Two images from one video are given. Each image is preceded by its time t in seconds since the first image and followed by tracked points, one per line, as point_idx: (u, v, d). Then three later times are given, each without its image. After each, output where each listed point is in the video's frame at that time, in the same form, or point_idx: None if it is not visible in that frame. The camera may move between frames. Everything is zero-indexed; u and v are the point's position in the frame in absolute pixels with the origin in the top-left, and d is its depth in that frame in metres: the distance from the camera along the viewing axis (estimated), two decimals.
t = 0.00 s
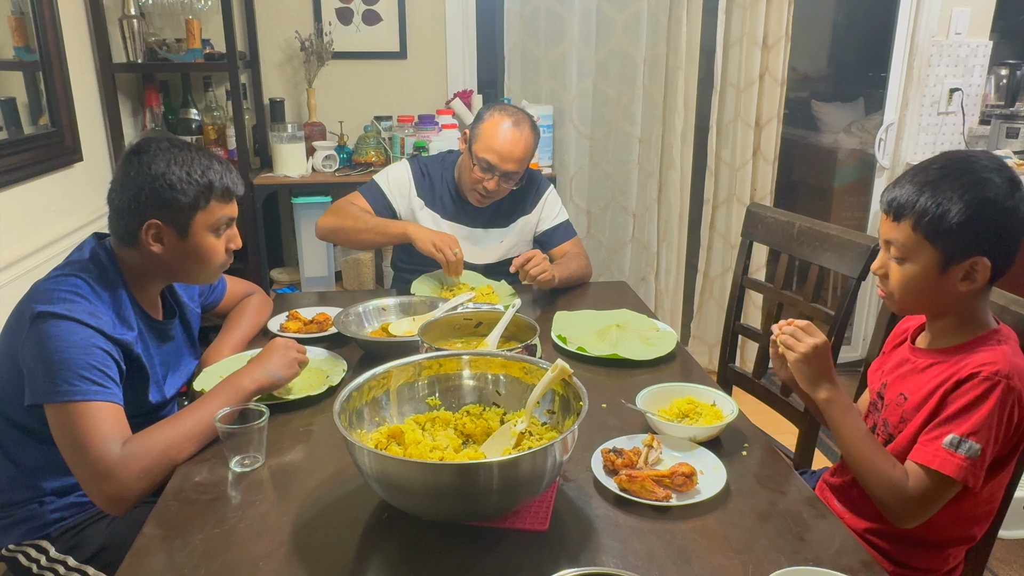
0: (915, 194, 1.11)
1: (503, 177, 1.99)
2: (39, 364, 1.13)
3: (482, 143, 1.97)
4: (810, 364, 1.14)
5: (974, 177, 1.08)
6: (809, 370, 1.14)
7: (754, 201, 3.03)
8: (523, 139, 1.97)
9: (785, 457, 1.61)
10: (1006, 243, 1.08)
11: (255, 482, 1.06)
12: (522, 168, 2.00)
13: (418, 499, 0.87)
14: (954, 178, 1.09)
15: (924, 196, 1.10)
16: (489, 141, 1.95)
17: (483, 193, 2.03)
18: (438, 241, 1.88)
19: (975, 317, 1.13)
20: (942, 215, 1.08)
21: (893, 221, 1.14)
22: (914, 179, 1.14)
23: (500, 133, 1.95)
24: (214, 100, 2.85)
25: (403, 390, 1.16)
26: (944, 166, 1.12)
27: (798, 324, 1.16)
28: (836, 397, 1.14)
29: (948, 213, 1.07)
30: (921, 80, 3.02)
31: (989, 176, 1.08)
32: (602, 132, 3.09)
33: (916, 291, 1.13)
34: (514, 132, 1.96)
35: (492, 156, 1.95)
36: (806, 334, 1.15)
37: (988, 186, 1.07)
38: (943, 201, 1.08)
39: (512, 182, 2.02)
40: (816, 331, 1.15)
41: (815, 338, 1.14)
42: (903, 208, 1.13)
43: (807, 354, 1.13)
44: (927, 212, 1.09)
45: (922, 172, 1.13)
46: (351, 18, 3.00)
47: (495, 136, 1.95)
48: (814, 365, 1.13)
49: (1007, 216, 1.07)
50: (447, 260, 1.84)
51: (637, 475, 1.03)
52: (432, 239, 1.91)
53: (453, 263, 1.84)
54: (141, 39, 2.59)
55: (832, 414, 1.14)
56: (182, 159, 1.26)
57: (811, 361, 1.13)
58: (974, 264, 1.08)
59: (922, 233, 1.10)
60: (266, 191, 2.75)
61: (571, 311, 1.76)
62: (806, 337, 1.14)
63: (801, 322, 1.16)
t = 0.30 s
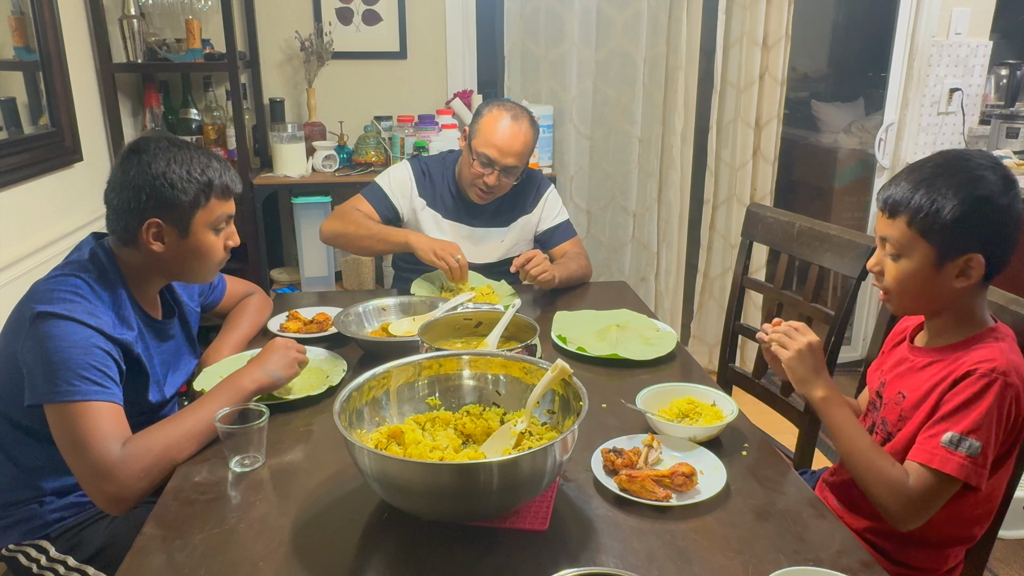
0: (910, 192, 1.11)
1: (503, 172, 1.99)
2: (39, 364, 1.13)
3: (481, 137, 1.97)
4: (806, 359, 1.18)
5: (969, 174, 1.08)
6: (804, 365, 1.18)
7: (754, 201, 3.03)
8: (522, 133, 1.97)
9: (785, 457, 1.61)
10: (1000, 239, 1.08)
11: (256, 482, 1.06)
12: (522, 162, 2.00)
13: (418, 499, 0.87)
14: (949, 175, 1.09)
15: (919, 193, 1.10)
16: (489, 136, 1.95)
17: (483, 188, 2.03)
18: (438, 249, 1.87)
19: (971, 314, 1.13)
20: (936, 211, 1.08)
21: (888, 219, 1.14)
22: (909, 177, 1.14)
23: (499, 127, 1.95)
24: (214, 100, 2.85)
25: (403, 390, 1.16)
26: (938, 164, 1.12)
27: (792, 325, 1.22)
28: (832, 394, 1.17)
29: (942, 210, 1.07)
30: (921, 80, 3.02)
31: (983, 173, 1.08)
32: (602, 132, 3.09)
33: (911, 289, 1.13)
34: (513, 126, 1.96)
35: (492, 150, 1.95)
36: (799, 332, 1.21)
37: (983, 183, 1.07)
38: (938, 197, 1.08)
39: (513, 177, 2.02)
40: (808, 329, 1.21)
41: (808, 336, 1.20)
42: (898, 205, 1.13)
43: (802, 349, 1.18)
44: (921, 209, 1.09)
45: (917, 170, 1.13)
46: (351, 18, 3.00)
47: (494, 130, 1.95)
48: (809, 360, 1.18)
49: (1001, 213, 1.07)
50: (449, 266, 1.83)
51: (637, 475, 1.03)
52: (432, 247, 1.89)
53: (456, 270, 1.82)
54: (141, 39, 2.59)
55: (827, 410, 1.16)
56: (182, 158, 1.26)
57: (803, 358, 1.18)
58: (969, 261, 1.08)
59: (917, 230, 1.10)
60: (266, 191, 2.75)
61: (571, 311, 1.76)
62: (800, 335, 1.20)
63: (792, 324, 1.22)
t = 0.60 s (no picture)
0: (907, 190, 1.11)
1: (502, 173, 1.98)
2: (39, 364, 1.13)
3: (481, 138, 1.97)
4: (796, 350, 1.23)
5: (965, 171, 1.08)
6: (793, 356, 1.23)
7: (754, 201, 3.03)
8: (522, 134, 1.97)
9: (785, 457, 1.61)
10: (998, 237, 1.08)
11: (255, 482, 1.06)
12: (522, 163, 2.00)
13: (417, 498, 0.87)
14: (946, 172, 1.09)
15: (916, 191, 1.10)
16: (489, 137, 1.95)
17: (483, 189, 2.03)
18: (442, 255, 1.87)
19: (970, 312, 1.13)
20: (932, 209, 1.08)
21: (886, 216, 1.14)
22: (906, 175, 1.14)
23: (499, 128, 1.95)
24: (214, 100, 2.85)
25: (403, 390, 1.16)
26: (935, 161, 1.12)
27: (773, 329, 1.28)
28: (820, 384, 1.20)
29: (938, 207, 1.07)
30: (921, 81, 3.02)
31: (980, 170, 1.08)
32: (602, 132, 3.09)
33: (909, 287, 1.13)
34: (513, 127, 1.96)
35: (491, 151, 1.95)
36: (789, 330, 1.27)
37: (980, 180, 1.07)
38: (934, 195, 1.08)
39: (513, 178, 2.02)
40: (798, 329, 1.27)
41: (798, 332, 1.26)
42: (896, 203, 1.13)
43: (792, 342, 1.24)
44: (918, 207, 1.09)
45: (914, 168, 1.14)
46: (351, 18, 3.00)
47: (495, 131, 1.95)
48: (798, 352, 1.23)
49: (997, 211, 1.07)
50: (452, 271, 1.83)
51: (637, 475, 1.03)
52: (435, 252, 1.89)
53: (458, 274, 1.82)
54: (141, 39, 2.59)
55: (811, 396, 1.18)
56: (184, 159, 1.27)
57: (786, 352, 1.23)
58: (966, 258, 1.08)
59: (914, 227, 1.10)
60: (266, 191, 2.75)
61: (571, 311, 1.76)
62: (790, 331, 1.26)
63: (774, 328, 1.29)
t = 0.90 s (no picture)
0: (912, 190, 1.11)
1: (500, 171, 1.98)
2: (39, 363, 1.13)
3: (479, 137, 1.97)
4: (780, 338, 1.24)
5: (969, 172, 1.08)
6: (778, 344, 1.24)
7: (754, 201, 3.03)
8: (521, 133, 1.97)
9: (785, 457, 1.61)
10: (1001, 237, 1.08)
11: (255, 482, 1.05)
12: (520, 162, 2.00)
13: (417, 498, 0.87)
14: (950, 173, 1.09)
15: (920, 190, 1.10)
16: (487, 135, 1.95)
17: (480, 187, 2.03)
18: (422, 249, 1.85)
19: (974, 313, 1.13)
20: (937, 209, 1.08)
21: (890, 216, 1.14)
22: (910, 175, 1.14)
23: (497, 127, 1.94)
24: (214, 100, 2.85)
25: (403, 390, 1.16)
26: (939, 162, 1.12)
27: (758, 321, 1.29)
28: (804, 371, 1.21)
29: (943, 207, 1.07)
30: (921, 81, 3.01)
31: (984, 170, 1.08)
32: (602, 132, 3.09)
33: (912, 286, 1.13)
34: (512, 126, 1.96)
35: (490, 150, 1.95)
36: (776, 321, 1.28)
37: (984, 180, 1.07)
38: (939, 195, 1.08)
39: (511, 176, 2.02)
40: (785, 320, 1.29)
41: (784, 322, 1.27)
42: (900, 203, 1.13)
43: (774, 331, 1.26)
44: (923, 207, 1.09)
45: (919, 168, 1.13)
46: (351, 18, 3.00)
47: (493, 130, 1.95)
48: (783, 341, 1.24)
49: (1002, 211, 1.07)
50: (425, 268, 1.80)
51: (637, 475, 1.03)
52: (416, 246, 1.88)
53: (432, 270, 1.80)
54: (141, 39, 2.59)
55: (796, 382, 1.19)
56: (186, 159, 1.27)
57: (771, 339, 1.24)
58: (969, 258, 1.08)
59: (918, 226, 1.10)
60: (266, 191, 2.75)
61: (571, 311, 1.76)
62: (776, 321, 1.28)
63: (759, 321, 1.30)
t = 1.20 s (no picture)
0: (917, 189, 1.11)
1: (498, 165, 1.99)
2: (40, 364, 1.13)
3: (478, 133, 1.98)
4: (783, 335, 1.23)
5: (975, 172, 1.08)
6: (781, 341, 1.23)
7: (754, 201, 3.03)
8: (518, 127, 1.99)
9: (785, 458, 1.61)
10: (1006, 238, 1.08)
11: (256, 482, 1.06)
12: (518, 157, 2.02)
13: (417, 498, 0.87)
14: (956, 172, 1.09)
15: (925, 190, 1.10)
16: (487, 130, 1.96)
17: (479, 184, 2.02)
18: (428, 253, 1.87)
19: (974, 314, 1.13)
20: (941, 209, 1.08)
21: (894, 214, 1.14)
22: (916, 173, 1.14)
23: (493, 122, 1.96)
24: (214, 100, 2.85)
25: (403, 390, 1.16)
26: (946, 161, 1.11)
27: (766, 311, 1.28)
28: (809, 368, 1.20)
29: (947, 207, 1.07)
30: (921, 81, 3.02)
31: (990, 171, 1.08)
32: (602, 132, 3.08)
33: (914, 285, 1.13)
34: (507, 121, 1.97)
35: (487, 145, 1.96)
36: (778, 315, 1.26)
37: (989, 181, 1.07)
38: (944, 195, 1.08)
39: (510, 171, 2.02)
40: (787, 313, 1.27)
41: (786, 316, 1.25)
42: (905, 201, 1.13)
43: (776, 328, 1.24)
44: (927, 206, 1.09)
45: (925, 167, 1.13)
46: (351, 18, 3.00)
47: (490, 126, 1.97)
48: (785, 338, 1.23)
49: (1007, 212, 1.07)
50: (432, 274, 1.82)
51: (637, 475, 1.03)
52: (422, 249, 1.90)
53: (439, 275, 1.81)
54: (141, 39, 2.59)
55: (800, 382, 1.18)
56: (189, 161, 1.27)
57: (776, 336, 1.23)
58: (972, 258, 1.08)
59: (922, 225, 1.10)
60: (266, 191, 2.75)
61: (571, 311, 1.76)
62: (778, 315, 1.26)
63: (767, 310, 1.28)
